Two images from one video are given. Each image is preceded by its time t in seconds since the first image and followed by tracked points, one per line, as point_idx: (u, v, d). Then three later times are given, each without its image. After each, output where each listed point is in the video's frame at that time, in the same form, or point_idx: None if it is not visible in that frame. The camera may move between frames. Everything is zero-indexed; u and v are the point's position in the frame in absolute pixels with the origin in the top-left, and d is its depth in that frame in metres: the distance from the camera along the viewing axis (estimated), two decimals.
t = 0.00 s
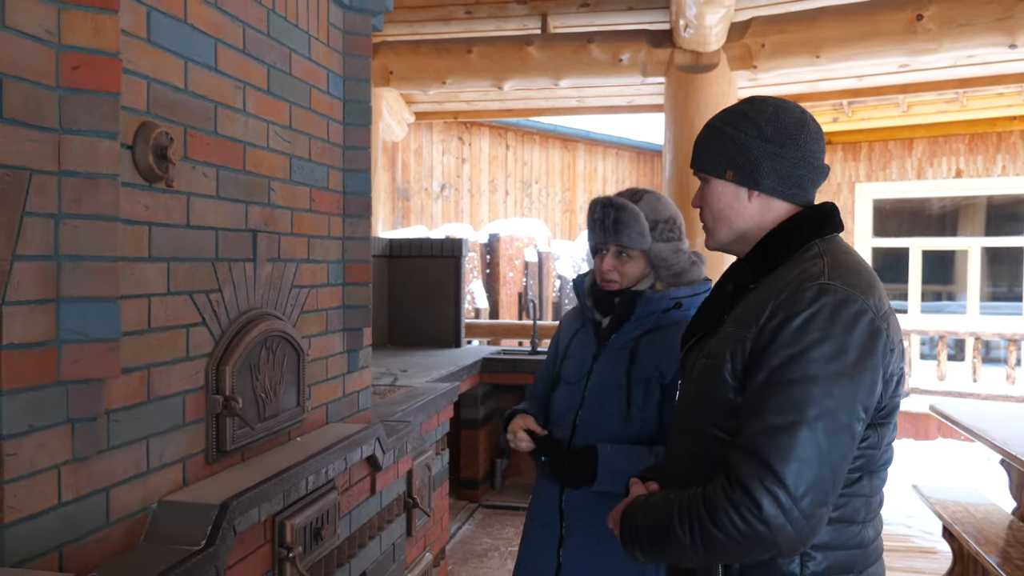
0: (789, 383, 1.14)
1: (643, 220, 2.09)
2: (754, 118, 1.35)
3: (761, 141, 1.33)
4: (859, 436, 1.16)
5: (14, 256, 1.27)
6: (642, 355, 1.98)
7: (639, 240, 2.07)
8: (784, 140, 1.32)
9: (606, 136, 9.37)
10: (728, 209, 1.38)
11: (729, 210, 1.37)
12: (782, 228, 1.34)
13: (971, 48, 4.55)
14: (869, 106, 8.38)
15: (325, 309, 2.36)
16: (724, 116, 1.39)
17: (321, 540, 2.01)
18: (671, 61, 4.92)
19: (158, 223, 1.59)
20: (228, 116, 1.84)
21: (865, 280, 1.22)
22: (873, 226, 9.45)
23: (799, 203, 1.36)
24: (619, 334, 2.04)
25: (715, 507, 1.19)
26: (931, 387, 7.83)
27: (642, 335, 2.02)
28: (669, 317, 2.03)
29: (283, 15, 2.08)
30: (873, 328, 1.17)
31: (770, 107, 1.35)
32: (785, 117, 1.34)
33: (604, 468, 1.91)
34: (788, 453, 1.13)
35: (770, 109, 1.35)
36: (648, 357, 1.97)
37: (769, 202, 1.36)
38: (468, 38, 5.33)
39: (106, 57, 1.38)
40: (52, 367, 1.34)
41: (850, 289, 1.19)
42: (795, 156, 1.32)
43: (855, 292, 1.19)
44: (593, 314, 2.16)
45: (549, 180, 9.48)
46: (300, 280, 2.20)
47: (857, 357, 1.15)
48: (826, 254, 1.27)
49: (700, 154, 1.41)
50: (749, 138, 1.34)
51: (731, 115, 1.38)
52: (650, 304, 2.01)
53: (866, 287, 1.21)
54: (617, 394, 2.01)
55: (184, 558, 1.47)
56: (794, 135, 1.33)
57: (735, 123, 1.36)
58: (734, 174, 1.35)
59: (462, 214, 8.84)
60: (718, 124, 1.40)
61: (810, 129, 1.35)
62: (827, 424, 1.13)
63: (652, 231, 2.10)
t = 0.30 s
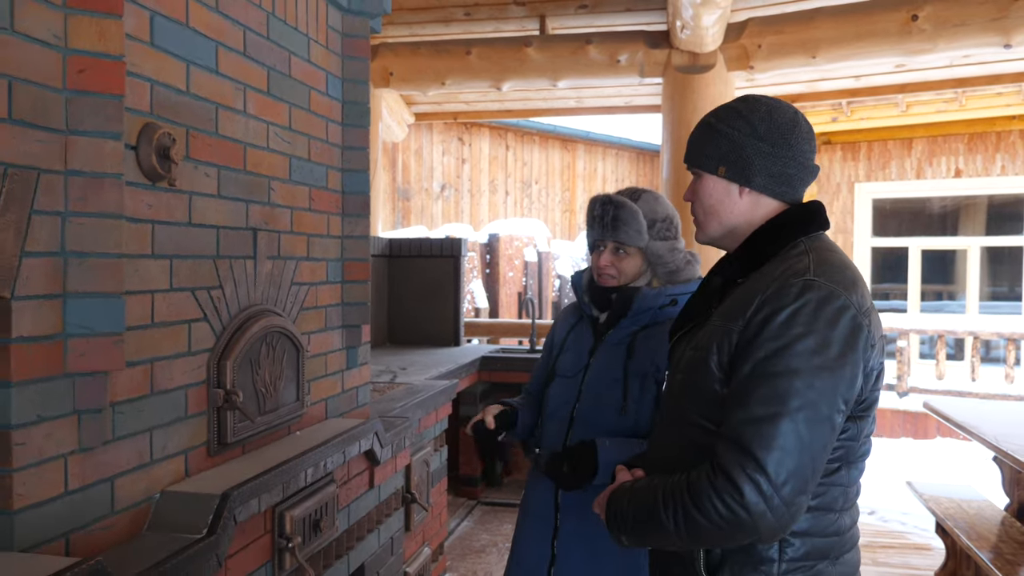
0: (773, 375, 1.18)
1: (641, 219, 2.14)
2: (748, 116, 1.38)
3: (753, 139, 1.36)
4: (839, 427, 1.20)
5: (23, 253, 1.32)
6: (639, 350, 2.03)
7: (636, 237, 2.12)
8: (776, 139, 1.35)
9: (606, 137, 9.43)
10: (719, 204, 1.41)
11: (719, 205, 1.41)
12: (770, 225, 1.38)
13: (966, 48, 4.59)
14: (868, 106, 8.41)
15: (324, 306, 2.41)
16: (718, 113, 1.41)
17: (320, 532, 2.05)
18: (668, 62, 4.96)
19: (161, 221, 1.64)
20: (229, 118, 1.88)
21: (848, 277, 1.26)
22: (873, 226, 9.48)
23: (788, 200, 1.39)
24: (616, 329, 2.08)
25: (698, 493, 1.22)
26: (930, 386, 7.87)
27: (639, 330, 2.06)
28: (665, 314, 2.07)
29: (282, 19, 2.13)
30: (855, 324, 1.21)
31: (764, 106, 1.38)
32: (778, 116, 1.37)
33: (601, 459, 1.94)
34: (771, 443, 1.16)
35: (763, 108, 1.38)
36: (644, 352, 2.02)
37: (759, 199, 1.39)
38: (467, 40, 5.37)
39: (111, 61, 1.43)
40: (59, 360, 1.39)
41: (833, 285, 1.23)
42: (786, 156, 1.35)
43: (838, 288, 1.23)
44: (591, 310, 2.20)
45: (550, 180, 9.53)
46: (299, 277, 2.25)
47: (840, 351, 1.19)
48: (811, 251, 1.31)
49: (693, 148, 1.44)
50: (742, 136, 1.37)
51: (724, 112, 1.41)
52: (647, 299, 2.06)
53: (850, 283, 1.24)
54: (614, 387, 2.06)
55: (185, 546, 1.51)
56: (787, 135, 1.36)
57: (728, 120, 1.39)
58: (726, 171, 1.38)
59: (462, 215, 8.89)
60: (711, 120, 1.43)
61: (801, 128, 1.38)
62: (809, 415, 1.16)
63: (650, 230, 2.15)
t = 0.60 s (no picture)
0: (765, 371, 1.20)
1: (619, 215, 2.14)
2: (743, 115, 1.41)
3: (748, 138, 1.39)
4: (830, 422, 1.22)
5: (31, 251, 1.35)
6: (634, 344, 2.06)
7: (613, 234, 2.13)
8: (771, 139, 1.38)
9: (605, 137, 9.48)
10: (713, 203, 1.44)
11: (713, 204, 1.44)
12: (761, 223, 1.41)
13: (962, 48, 4.62)
14: (867, 106, 8.44)
15: (324, 304, 2.43)
16: (715, 112, 1.44)
17: (320, 526, 2.08)
18: (666, 62, 4.99)
19: (164, 220, 1.67)
20: (231, 118, 1.91)
21: (838, 274, 1.29)
22: (872, 226, 9.51)
23: (781, 200, 1.42)
24: (612, 325, 2.11)
25: (693, 487, 1.24)
26: (928, 385, 7.89)
27: (635, 325, 2.08)
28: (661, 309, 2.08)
29: (283, 20, 2.16)
30: (845, 320, 1.24)
31: (759, 107, 1.41)
32: (773, 116, 1.40)
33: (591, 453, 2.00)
34: (764, 437, 1.18)
35: (759, 108, 1.41)
36: (640, 346, 2.05)
37: (752, 197, 1.42)
38: (466, 40, 5.40)
39: (116, 63, 1.46)
40: (65, 356, 1.42)
41: (824, 283, 1.26)
42: (780, 156, 1.38)
43: (829, 286, 1.26)
44: (586, 306, 2.23)
45: (549, 180, 9.56)
46: (300, 276, 2.28)
47: (830, 347, 1.21)
48: (802, 249, 1.33)
49: (690, 146, 1.46)
50: (737, 135, 1.40)
51: (721, 111, 1.43)
52: (642, 296, 2.08)
53: (839, 281, 1.27)
54: (610, 381, 2.09)
55: (188, 540, 1.54)
56: (781, 134, 1.38)
57: (724, 119, 1.42)
58: (720, 169, 1.41)
59: (462, 214, 8.90)
60: (708, 118, 1.45)
61: (795, 128, 1.41)
62: (801, 409, 1.19)
63: (629, 226, 2.15)
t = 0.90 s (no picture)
0: (767, 370, 1.23)
1: (613, 218, 2.13)
2: (742, 120, 1.44)
3: (747, 142, 1.42)
4: (832, 419, 1.25)
5: (45, 252, 1.37)
6: (624, 344, 2.05)
7: (605, 236, 2.13)
8: (769, 142, 1.41)
9: (602, 136, 9.55)
10: (713, 205, 1.46)
11: (713, 206, 1.46)
12: (761, 224, 1.43)
13: (959, 49, 4.65)
14: (864, 106, 8.49)
15: (327, 303, 2.45)
16: (714, 118, 1.47)
17: (325, 524, 2.10)
18: (664, 62, 5.02)
19: (173, 221, 1.68)
20: (237, 120, 1.93)
21: (838, 274, 1.31)
22: (868, 225, 9.55)
23: (779, 202, 1.45)
24: (607, 324, 2.12)
25: (699, 485, 1.27)
26: (925, 384, 7.93)
27: (627, 325, 2.08)
28: (655, 311, 2.08)
29: (288, 23, 2.18)
30: (845, 320, 1.27)
31: (757, 111, 1.44)
32: (770, 121, 1.43)
33: (569, 450, 1.99)
34: (767, 435, 1.21)
35: (757, 113, 1.44)
36: (627, 346, 2.04)
37: (751, 200, 1.45)
38: (465, 40, 5.42)
39: (128, 67, 1.48)
40: (78, 356, 1.44)
41: (824, 283, 1.29)
42: (778, 159, 1.41)
43: (829, 286, 1.29)
44: (586, 305, 2.26)
45: (546, 179, 9.59)
46: (304, 276, 2.30)
47: (831, 346, 1.24)
48: (801, 250, 1.36)
49: (689, 151, 1.49)
50: (736, 139, 1.43)
51: (719, 117, 1.47)
52: (636, 297, 2.09)
53: (839, 281, 1.30)
54: (597, 379, 2.09)
55: (196, 537, 1.56)
56: (778, 138, 1.42)
57: (723, 124, 1.45)
58: (720, 173, 1.44)
59: (459, 213, 8.89)
60: (707, 124, 1.48)
61: (792, 133, 1.44)
62: (803, 407, 1.22)
63: (623, 229, 2.12)
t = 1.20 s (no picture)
0: (788, 373, 1.28)
1: (625, 219, 2.16)
2: (783, 121, 1.49)
3: (790, 143, 1.48)
4: (851, 421, 1.30)
5: (69, 254, 1.39)
6: (635, 344, 2.07)
7: (616, 236, 2.16)
8: (810, 146, 1.48)
9: (596, 134, 9.56)
10: (751, 202, 1.50)
11: (751, 202, 1.50)
12: (780, 228, 1.48)
13: (955, 50, 4.70)
14: (856, 105, 8.54)
15: (334, 303, 2.47)
16: (753, 115, 1.50)
17: (335, 522, 2.12)
18: (661, 62, 5.05)
19: (190, 223, 1.70)
20: (250, 122, 1.95)
21: (856, 279, 1.35)
22: (860, 224, 9.62)
23: (801, 205, 1.52)
24: (617, 325, 2.14)
25: (719, 485, 1.31)
26: (917, 382, 7.98)
27: (638, 325, 2.10)
28: (665, 312, 2.11)
29: (298, 25, 2.20)
30: (864, 324, 1.31)
31: (796, 115, 1.51)
32: (808, 126, 1.50)
33: (583, 449, 2.02)
34: (788, 437, 1.26)
35: (795, 117, 1.51)
36: (639, 346, 2.06)
37: (785, 200, 1.51)
38: (462, 39, 5.43)
39: (149, 70, 1.50)
40: (101, 356, 1.46)
41: (843, 288, 1.33)
42: (814, 164, 1.48)
43: (848, 290, 1.33)
44: (596, 304, 2.28)
45: (539, 178, 9.63)
46: (313, 276, 2.31)
47: (850, 349, 1.29)
48: (820, 255, 1.40)
49: (726, 145, 1.50)
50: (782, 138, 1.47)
51: (758, 115, 1.51)
52: (646, 297, 2.12)
53: (857, 285, 1.34)
54: (609, 379, 2.12)
55: (217, 536, 1.58)
56: (815, 143, 1.49)
57: (767, 122, 1.49)
58: (764, 169, 1.48)
59: (453, 212, 8.87)
60: (744, 121, 1.51)
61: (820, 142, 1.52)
62: (823, 410, 1.26)
63: (634, 230, 2.15)
